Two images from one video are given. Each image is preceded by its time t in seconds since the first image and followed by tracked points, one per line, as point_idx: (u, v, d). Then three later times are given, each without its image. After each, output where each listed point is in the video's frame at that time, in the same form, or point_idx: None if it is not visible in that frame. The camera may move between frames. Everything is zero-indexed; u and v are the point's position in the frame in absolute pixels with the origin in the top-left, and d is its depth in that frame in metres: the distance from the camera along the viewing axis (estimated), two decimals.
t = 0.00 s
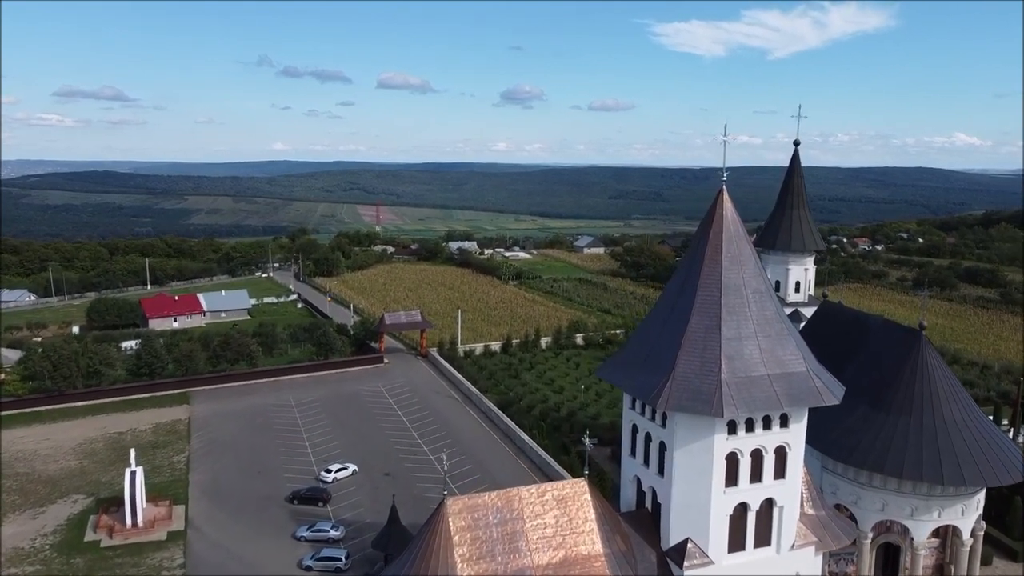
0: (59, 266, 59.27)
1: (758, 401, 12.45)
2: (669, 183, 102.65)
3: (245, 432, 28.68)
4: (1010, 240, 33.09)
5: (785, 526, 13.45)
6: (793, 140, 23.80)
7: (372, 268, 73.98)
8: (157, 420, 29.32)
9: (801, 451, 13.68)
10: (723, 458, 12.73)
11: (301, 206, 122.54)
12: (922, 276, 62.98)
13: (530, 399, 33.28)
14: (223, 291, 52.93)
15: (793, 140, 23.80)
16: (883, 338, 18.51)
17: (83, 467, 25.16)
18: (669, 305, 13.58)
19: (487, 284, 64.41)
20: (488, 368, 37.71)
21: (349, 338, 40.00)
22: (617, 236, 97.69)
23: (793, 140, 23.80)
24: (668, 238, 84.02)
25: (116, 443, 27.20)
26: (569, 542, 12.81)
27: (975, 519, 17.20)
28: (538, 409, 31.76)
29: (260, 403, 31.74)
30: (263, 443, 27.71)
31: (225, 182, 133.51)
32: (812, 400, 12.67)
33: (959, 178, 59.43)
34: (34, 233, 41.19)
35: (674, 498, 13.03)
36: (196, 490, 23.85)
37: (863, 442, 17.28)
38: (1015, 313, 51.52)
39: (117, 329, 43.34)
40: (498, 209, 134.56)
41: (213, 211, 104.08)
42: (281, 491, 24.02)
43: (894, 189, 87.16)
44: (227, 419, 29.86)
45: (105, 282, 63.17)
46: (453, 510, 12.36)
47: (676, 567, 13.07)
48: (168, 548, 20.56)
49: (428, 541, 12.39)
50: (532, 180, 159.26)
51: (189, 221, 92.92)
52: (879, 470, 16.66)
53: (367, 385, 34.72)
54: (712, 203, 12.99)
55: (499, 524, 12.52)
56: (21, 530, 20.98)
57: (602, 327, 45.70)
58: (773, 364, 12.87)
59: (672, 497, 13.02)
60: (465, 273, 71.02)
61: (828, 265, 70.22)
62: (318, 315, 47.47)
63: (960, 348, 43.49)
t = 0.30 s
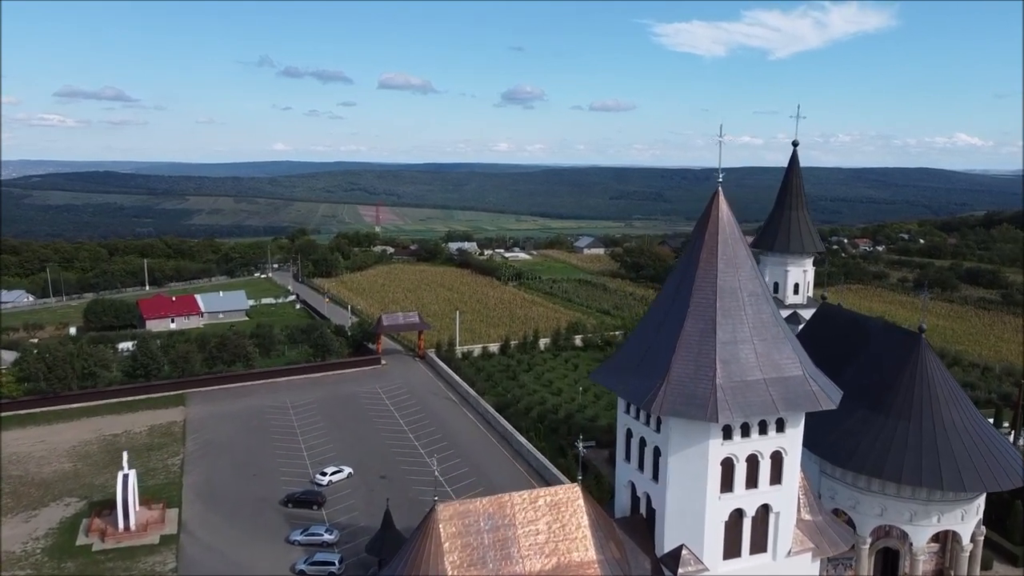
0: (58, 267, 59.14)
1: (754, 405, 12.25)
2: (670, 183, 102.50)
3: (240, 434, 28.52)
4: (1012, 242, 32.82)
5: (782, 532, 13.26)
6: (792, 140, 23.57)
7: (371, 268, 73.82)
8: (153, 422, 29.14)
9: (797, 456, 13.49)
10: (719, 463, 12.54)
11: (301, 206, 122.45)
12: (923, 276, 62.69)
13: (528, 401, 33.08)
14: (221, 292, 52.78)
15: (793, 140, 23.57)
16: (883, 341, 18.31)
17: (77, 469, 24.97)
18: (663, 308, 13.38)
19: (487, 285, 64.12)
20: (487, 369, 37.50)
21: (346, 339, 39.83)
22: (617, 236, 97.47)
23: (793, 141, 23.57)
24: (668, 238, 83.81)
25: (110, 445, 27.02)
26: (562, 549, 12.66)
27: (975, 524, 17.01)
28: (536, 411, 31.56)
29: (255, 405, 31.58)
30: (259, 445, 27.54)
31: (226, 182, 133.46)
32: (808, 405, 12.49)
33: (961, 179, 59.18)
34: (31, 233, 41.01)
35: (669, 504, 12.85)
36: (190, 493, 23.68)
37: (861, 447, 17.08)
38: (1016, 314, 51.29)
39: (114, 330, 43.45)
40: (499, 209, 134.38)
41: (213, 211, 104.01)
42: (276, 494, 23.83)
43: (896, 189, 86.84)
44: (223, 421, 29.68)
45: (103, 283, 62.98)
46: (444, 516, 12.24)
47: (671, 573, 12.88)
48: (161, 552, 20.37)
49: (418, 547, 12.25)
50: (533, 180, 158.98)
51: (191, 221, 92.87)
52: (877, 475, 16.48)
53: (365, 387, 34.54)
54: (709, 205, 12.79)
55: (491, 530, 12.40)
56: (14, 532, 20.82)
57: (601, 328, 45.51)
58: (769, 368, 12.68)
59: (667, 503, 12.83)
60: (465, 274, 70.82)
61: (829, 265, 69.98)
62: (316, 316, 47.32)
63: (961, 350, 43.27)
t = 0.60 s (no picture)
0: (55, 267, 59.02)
1: (747, 410, 12.07)
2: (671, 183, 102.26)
3: (235, 436, 28.37)
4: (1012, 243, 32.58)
5: (775, 538, 13.08)
6: (789, 141, 23.35)
7: (371, 268, 73.72)
8: (147, 424, 29.00)
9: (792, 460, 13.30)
10: (711, 468, 12.37)
11: (302, 206, 122.38)
12: (924, 277, 62.43)
13: (524, 402, 32.92)
14: (220, 293, 52.66)
15: (790, 141, 23.36)
16: (880, 344, 18.11)
17: (70, 471, 24.81)
18: (655, 312, 13.20)
19: (486, 286, 63.96)
20: (484, 370, 37.35)
21: (343, 340, 39.68)
22: (617, 237, 97.27)
23: (790, 141, 23.35)
24: (669, 239, 83.60)
25: (104, 448, 26.88)
26: (552, 555, 12.49)
27: (973, 529, 16.80)
28: (532, 413, 31.39)
29: (251, 407, 31.46)
30: (254, 448, 27.38)
31: (228, 182, 133.42)
32: (802, 409, 12.28)
33: (963, 180, 58.89)
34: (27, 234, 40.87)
35: (660, 510, 12.66)
36: (183, 496, 23.53)
37: (857, 451, 16.89)
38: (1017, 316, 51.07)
39: (112, 331, 43.00)
40: (500, 209, 134.18)
41: (214, 211, 103.99)
42: (269, 497, 23.69)
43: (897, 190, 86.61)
44: (218, 423, 29.53)
45: (101, 284, 62.79)
46: (432, 522, 12.07)
47: None
48: (152, 556, 20.21)
49: (406, 553, 12.07)
50: (534, 181, 158.79)
51: (192, 221, 92.85)
52: (873, 480, 16.28)
53: (361, 389, 34.41)
54: (701, 206, 12.61)
55: (480, 536, 12.23)
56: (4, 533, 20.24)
57: (600, 329, 45.33)
58: (762, 372, 12.49)
59: (659, 508, 12.64)
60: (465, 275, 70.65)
61: (829, 266, 69.74)
62: (313, 316, 47.19)
63: (961, 351, 43.09)
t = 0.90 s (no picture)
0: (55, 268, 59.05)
1: (738, 414, 11.90)
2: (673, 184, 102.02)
3: (231, 437, 28.27)
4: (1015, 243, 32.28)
5: (768, 544, 12.90)
6: (787, 142, 23.16)
7: (371, 269, 73.66)
8: (143, 426, 28.90)
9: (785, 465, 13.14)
10: (702, 473, 12.21)
11: (305, 207, 122.34)
12: (926, 278, 62.06)
13: (521, 404, 32.73)
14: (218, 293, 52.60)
15: (788, 141, 23.17)
16: (877, 347, 17.92)
17: (64, 473, 24.69)
18: (647, 315, 13.03)
19: (486, 286, 63.80)
20: (481, 372, 37.21)
21: (341, 341, 39.55)
22: (618, 237, 96.96)
23: (788, 142, 23.16)
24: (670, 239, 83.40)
25: (99, 449, 26.77)
26: (542, 561, 12.35)
27: (970, 534, 16.61)
28: (529, 415, 31.24)
29: (247, 408, 31.38)
30: (249, 449, 27.26)
31: (230, 183, 133.48)
32: (795, 413, 12.11)
33: (966, 180, 58.52)
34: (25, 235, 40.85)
35: (651, 515, 12.50)
36: (177, 497, 23.42)
37: (853, 455, 16.70)
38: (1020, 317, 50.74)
39: (110, 331, 42.92)
40: (502, 210, 133.98)
41: (216, 212, 104.02)
42: (263, 498, 23.56)
43: (900, 190, 86.23)
44: (214, 425, 29.41)
45: (101, 285, 62.73)
46: (419, 527, 11.96)
47: None
48: (144, 558, 20.10)
49: (393, 559, 11.97)
50: (536, 181, 158.56)
51: (193, 222, 92.86)
52: (869, 484, 16.10)
53: (358, 390, 34.28)
54: (693, 207, 12.49)
55: (468, 542, 12.10)
56: None
57: (599, 330, 45.16)
58: (754, 376, 12.32)
59: (649, 513, 12.49)
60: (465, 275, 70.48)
61: (831, 267, 69.46)
62: (312, 317, 47.11)
63: (963, 352, 42.79)
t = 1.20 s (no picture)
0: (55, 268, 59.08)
1: (727, 418, 11.74)
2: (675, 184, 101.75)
3: (226, 439, 28.19)
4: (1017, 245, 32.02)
5: (758, 549, 12.75)
6: (784, 142, 22.98)
7: (372, 269, 73.58)
8: (138, 426, 28.83)
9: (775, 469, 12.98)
10: (691, 477, 12.07)
11: (309, 207, 122.37)
12: (927, 279, 61.70)
13: (518, 405, 32.56)
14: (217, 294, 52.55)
15: (785, 142, 22.97)
16: (873, 349, 17.74)
17: (57, 474, 24.59)
18: (636, 317, 12.89)
19: (485, 287, 63.61)
20: (479, 373, 37.09)
21: (338, 342, 39.42)
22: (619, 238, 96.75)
23: (785, 142, 22.97)
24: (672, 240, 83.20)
25: (93, 450, 26.68)
26: (528, 566, 12.21)
27: (967, 538, 16.42)
28: (526, 417, 31.10)
29: (243, 409, 31.31)
30: (244, 451, 27.17)
31: (233, 183, 133.56)
32: (785, 417, 11.96)
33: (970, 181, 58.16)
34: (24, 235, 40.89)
35: (639, 520, 12.35)
36: (170, 499, 23.34)
37: (847, 458, 16.53)
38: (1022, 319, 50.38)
39: (107, 332, 42.38)
40: (506, 211, 133.63)
41: (220, 212, 104.24)
42: (257, 500, 23.47)
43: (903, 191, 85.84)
44: (209, 426, 29.32)
45: (101, 284, 62.73)
46: (404, 531, 11.84)
47: None
48: (135, 561, 20.00)
49: (377, 564, 11.86)
50: (539, 181, 158.30)
51: (196, 221, 92.88)
52: (863, 488, 15.92)
53: (355, 391, 34.16)
54: (682, 209, 12.36)
55: (453, 546, 11.97)
56: None
57: (598, 332, 45.00)
58: (744, 379, 12.16)
59: (637, 518, 12.34)
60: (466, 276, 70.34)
61: (833, 268, 69.19)
62: (311, 318, 47.03)
63: (964, 354, 42.51)
